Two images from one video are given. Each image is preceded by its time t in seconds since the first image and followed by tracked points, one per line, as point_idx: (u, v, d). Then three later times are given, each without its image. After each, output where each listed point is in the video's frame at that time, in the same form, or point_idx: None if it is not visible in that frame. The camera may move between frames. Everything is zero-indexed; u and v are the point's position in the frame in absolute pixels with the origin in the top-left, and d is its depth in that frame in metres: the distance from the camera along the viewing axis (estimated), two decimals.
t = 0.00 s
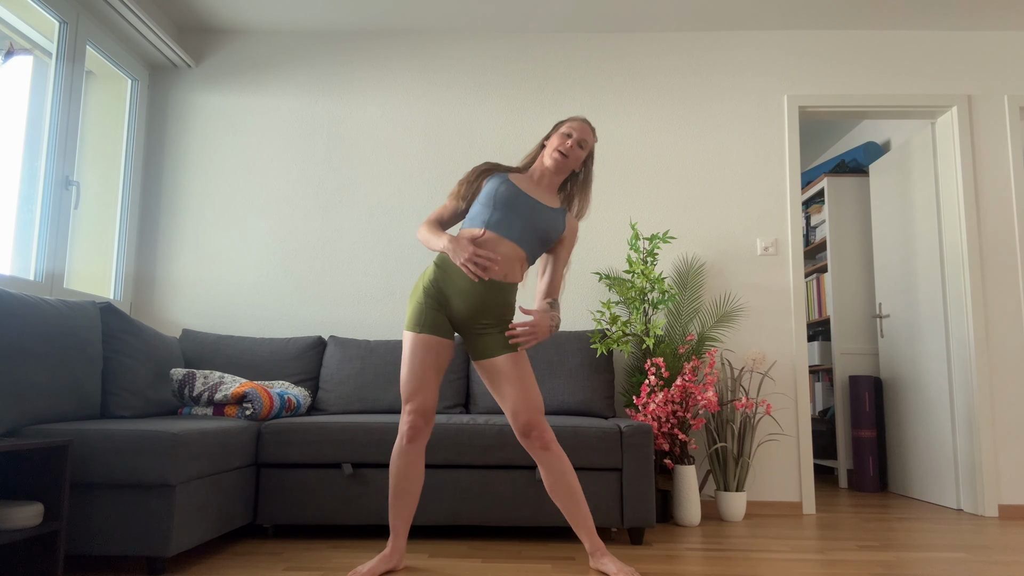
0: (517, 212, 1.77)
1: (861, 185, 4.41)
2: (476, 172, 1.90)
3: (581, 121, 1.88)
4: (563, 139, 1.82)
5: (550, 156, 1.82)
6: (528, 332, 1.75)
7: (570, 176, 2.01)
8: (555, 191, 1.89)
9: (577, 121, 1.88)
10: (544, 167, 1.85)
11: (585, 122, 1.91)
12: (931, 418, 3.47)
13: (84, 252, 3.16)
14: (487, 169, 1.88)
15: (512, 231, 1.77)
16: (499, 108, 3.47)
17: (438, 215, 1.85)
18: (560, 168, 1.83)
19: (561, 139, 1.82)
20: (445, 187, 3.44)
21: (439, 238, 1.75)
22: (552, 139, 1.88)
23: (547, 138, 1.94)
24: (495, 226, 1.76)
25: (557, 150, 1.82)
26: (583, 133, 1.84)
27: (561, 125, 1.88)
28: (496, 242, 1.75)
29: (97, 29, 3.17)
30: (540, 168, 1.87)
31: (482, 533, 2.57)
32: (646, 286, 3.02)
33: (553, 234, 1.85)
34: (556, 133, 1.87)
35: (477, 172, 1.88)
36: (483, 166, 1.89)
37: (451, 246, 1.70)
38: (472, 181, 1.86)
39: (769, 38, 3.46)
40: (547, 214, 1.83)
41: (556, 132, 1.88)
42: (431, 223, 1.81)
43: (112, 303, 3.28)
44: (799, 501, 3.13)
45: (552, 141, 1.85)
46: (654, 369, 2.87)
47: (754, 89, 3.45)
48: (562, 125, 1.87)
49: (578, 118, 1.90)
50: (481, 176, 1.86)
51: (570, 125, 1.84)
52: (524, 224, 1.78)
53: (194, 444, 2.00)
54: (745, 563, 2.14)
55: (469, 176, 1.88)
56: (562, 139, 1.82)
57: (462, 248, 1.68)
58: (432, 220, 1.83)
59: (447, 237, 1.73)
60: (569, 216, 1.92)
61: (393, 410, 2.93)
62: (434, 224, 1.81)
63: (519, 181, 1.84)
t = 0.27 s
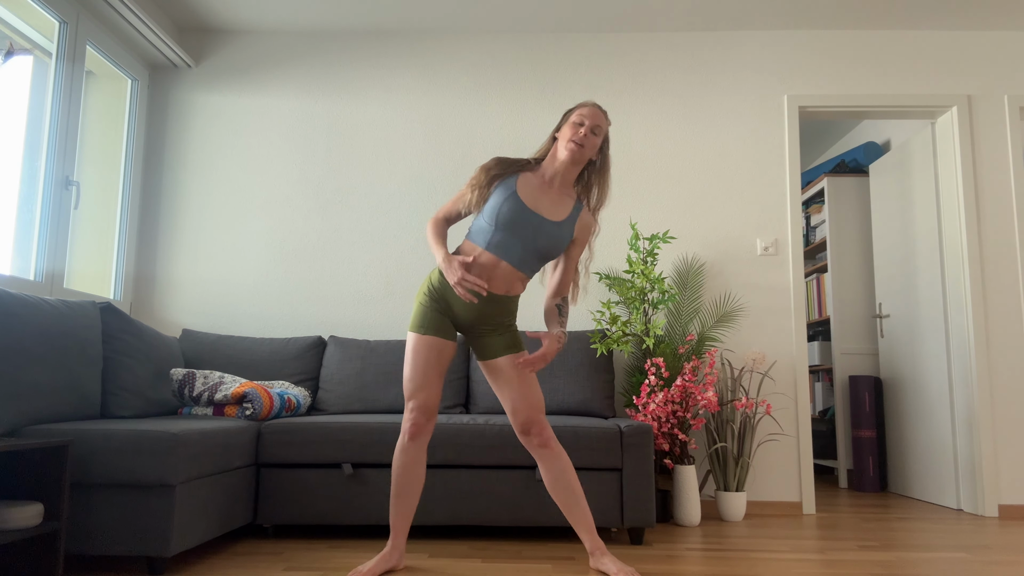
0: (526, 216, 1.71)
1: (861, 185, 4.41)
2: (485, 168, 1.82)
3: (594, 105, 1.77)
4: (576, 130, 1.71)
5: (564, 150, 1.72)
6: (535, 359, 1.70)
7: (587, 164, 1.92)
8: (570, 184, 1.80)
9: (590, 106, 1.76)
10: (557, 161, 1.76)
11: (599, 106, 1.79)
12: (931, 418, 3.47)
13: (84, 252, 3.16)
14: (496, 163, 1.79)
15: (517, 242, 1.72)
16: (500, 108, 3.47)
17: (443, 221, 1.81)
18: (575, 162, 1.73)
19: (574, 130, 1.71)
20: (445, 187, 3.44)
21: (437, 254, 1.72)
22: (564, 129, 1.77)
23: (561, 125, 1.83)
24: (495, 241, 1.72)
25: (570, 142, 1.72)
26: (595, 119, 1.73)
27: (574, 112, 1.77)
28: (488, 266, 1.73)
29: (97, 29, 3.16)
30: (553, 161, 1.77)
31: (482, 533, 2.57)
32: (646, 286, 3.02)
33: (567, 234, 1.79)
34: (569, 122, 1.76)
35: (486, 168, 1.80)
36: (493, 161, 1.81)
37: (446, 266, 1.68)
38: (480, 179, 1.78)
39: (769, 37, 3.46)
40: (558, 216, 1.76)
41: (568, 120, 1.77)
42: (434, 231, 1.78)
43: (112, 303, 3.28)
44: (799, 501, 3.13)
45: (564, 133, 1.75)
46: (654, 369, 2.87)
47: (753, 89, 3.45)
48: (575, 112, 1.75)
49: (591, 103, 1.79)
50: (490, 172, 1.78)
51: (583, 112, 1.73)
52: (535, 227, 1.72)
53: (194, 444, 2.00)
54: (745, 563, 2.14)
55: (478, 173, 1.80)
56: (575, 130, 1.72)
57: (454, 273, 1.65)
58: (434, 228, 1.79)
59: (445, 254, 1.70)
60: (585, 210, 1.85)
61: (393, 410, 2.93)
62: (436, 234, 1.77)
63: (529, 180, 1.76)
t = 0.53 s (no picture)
0: (543, 213, 1.68)
1: (861, 185, 4.41)
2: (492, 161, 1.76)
3: (600, 92, 1.73)
4: (586, 120, 1.68)
5: (575, 141, 1.69)
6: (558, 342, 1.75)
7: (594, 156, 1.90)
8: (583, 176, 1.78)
9: (596, 93, 1.73)
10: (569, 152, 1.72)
11: (606, 92, 1.76)
12: (931, 418, 3.47)
13: (84, 252, 3.16)
14: (506, 155, 1.73)
15: (536, 241, 1.69)
16: (499, 108, 3.48)
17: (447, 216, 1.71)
18: (587, 153, 1.71)
19: (584, 120, 1.68)
20: (445, 187, 3.44)
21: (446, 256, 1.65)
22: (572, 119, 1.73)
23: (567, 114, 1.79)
24: (513, 243, 1.68)
25: (581, 134, 1.68)
26: (604, 106, 1.70)
27: (582, 100, 1.73)
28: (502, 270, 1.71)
29: (96, 29, 3.16)
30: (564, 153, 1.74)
31: (482, 533, 2.57)
32: (646, 286, 3.02)
33: (583, 230, 1.77)
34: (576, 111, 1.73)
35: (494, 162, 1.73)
36: (502, 154, 1.74)
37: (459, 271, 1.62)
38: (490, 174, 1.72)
39: (769, 37, 3.46)
40: (573, 211, 1.73)
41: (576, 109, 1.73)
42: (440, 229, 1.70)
43: (112, 303, 3.28)
44: (799, 502, 3.13)
45: (573, 123, 1.72)
46: (654, 369, 2.87)
47: (753, 89, 3.45)
48: (582, 101, 1.72)
49: (597, 89, 1.75)
50: (502, 166, 1.71)
51: (591, 101, 1.70)
52: (553, 224, 1.69)
53: (194, 444, 2.00)
54: (745, 563, 2.14)
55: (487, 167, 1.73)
56: (584, 120, 1.68)
57: (468, 281, 1.59)
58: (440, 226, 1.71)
59: (455, 256, 1.63)
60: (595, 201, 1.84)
61: (393, 410, 2.93)
62: (444, 233, 1.69)
63: (543, 174, 1.72)
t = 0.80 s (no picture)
0: (589, 191, 1.53)
1: (861, 185, 4.41)
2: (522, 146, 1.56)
3: (613, 62, 1.62)
4: (605, 94, 1.57)
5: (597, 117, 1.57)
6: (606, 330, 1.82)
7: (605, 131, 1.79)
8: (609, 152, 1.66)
9: (609, 65, 1.61)
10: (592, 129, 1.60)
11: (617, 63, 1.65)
12: (931, 418, 3.47)
13: (84, 252, 3.16)
14: (536, 139, 1.55)
15: (587, 222, 1.54)
16: (500, 108, 3.48)
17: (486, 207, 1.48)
18: (611, 128, 1.60)
19: (602, 95, 1.57)
20: (445, 188, 3.44)
21: (495, 249, 1.42)
22: (587, 95, 1.61)
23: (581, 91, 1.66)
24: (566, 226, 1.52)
25: (602, 110, 1.57)
26: (618, 76, 1.58)
27: (594, 74, 1.61)
28: (555, 252, 1.54)
29: (96, 29, 3.16)
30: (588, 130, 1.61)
31: (482, 533, 2.57)
32: (646, 286, 3.02)
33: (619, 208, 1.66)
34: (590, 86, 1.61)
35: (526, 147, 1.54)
36: (531, 138, 1.55)
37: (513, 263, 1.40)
38: (527, 158, 1.52)
39: (769, 37, 3.47)
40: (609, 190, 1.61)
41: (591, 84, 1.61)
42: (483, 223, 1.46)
43: (112, 303, 3.28)
44: (799, 501, 3.13)
45: (590, 98, 1.60)
46: (654, 369, 2.87)
47: (753, 89, 3.45)
48: (594, 75, 1.60)
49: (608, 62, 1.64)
50: (539, 149, 1.52)
51: (606, 74, 1.58)
52: (600, 202, 1.55)
53: (194, 444, 1.99)
54: (745, 563, 2.14)
55: (520, 153, 1.53)
56: (601, 95, 1.57)
57: (525, 272, 1.38)
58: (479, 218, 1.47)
59: (507, 247, 1.41)
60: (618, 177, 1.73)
61: (393, 410, 2.93)
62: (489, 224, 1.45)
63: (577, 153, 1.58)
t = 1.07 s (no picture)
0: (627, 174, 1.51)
1: (861, 185, 4.41)
2: (555, 139, 1.48)
3: (620, 38, 1.56)
4: (618, 74, 1.51)
5: (613, 97, 1.52)
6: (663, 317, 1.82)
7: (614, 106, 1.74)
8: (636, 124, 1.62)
9: (617, 41, 1.56)
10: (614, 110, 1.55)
11: (623, 37, 1.59)
12: (931, 418, 3.47)
13: (84, 252, 3.16)
14: (566, 129, 1.49)
15: (631, 198, 1.53)
16: (499, 108, 3.48)
17: (539, 206, 1.39)
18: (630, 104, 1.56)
19: (614, 75, 1.52)
20: (446, 188, 3.44)
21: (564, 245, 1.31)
22: (600, 76, 1.56)
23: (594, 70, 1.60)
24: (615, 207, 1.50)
25: (617, 90, 1.52)
26: (629, 53, 1.53)
27: (604, 54, 1.56)
28: (609, 233, 1.51)
29: (96, 29, 3.16)
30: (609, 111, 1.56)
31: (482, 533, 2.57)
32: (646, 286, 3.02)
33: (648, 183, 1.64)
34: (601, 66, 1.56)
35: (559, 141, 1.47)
36: (563, 131, 1.48)
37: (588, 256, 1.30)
38: (566, 153, 1.45)
39: (769, 37, 3.47)
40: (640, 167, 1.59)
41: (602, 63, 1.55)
42: (543, 224, 1.35)
43: (112, 303, 3.28)
44: (799, 501, 3.13)
45: (604, 79, 1.54)
46: (654, 369, 2.88)
47: (753, 89, 3.45)
48: (605, 55, 1.55)
49: (614, 38, 1.58)
50: (575, 142, 1.46)
51: (616, 53, 1.53)
52: (638, 178, 1.54)
53: (194, 444, 1.99)
54: (745, 563, 2.14)
55: (558, 148, 1.45)
56: (614, 75, 1.52)
57: (605, 260, 1.28)
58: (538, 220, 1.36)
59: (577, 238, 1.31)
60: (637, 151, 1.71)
61: (393, 410, 2.94)
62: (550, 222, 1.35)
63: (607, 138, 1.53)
